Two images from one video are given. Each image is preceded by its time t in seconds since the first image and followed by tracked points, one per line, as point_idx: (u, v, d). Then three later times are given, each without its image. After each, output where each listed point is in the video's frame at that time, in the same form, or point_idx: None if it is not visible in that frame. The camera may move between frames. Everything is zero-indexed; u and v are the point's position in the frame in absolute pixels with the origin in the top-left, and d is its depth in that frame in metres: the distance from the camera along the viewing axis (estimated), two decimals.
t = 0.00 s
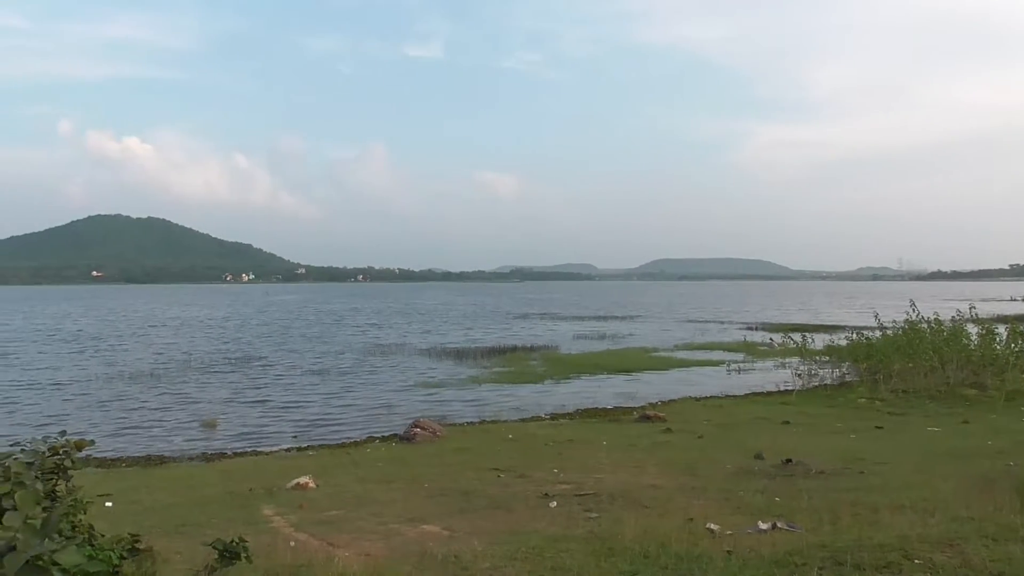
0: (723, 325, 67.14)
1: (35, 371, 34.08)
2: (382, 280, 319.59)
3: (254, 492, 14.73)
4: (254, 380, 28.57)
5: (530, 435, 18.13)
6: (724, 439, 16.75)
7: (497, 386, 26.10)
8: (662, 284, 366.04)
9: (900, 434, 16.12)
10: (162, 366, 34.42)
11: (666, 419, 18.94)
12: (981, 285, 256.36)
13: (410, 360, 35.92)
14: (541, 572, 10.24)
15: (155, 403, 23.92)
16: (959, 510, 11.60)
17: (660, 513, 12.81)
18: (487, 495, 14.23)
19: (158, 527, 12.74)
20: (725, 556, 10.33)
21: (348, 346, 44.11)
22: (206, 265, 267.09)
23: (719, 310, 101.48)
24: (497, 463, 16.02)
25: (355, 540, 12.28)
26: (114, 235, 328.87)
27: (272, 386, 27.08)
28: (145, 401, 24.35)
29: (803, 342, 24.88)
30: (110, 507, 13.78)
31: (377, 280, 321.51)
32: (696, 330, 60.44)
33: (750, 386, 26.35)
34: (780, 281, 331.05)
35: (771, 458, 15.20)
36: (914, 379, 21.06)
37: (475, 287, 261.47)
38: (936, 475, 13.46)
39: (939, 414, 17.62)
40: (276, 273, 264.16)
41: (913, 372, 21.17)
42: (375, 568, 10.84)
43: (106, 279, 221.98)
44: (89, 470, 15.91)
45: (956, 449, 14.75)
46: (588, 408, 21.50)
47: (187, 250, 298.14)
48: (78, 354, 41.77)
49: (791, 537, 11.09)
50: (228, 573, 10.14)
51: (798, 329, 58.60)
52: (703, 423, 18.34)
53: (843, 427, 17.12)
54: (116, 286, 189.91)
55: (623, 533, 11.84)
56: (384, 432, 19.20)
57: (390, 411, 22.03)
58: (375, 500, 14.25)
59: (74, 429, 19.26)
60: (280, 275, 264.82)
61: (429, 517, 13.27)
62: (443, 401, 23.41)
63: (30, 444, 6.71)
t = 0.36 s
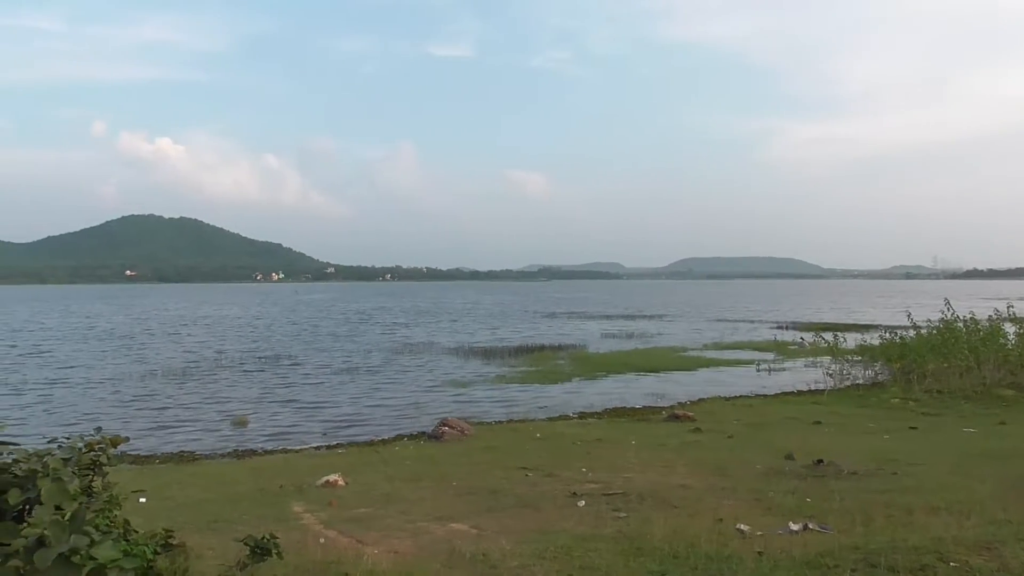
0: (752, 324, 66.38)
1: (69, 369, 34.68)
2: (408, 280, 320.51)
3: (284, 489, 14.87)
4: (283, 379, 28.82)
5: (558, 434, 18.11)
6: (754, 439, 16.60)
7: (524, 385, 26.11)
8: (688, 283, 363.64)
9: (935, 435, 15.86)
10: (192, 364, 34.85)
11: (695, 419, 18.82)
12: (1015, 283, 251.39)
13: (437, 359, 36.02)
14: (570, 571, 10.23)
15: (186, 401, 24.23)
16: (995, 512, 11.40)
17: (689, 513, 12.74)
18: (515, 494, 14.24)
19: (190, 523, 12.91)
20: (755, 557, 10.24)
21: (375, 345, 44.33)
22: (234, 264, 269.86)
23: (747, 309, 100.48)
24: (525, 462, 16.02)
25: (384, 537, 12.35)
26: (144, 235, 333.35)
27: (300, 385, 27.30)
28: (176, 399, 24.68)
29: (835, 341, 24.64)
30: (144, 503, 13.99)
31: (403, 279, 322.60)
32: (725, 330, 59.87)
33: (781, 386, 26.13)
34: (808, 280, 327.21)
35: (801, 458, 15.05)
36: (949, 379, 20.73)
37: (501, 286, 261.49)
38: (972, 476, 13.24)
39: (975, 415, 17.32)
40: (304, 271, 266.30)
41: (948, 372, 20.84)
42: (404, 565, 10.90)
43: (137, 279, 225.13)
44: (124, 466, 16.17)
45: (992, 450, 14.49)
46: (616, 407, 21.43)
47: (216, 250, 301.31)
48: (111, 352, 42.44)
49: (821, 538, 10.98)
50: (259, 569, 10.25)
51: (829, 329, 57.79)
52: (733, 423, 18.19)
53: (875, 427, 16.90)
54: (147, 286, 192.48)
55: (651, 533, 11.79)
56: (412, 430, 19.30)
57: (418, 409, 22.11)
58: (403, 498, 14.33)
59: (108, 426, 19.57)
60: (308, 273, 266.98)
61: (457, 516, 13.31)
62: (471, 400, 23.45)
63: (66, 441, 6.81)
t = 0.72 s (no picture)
0: (781, 324, 65.62)
1: (102, 368, 35.26)
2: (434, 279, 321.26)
3: (313, 487, 14.98)
4: (312, 378, 29.04)
5: (585, 434, 18.06)
6: (784, 440, 16.42)
7: (551, 385, 26.05)
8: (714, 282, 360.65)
9: (970, 436, 15.58)
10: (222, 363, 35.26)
11: (724, 419, 18.65)
12: None
13: (464, 358, 36.06)
14: (598, 571, 10.20)
15: (215, 399, 24.51)
16: None
17: (718, 513, 12.63)
18: (542, 494, 14.22)
19: (221, 520, 13.05)
20: (786, 559, 10.13)
21: (401, 345, 44.52)
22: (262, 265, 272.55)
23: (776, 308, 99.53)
24: (553, 462, 16.01)
25: (412, 536, 12.40)
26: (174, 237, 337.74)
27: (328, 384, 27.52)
28: (206, 397, 24.98)
29: (867, 341, 24.32)
30: (176, 500, 14.17)
31: (428, 278, 323.60)
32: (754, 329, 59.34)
33: (812, 386, 25.84)
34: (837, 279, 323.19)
35: (833, 459, 14.86)
36: (985, 379, 20.34)
37: (526, 285, 261.39)
38: (1009, 478, 12.98)
39: (1012, 416, 16.98)
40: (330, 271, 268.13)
41: (984, 372, 20.45)
42: (432, 563, 10.93)
43: (168, 279, 228.21)
44: (157, 463, 16.41)
45: None
46: (643, 407, 21.31)
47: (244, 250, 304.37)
48: (142, 351, 43.06)
49: (854, 540, 10.83)
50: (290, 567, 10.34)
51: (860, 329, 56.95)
52: (762, 424, 18.00)
53: (909, 428, 16.63)
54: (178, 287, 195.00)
55: (680, 533, 11.70)
56: (440, 429, 19.35)
57: (445, 408, 22.16)
58: (431, 496, 14.37)
59: (140, 424, 19.87)
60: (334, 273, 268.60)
61: (485, 515, 13.33)
62: (497, 399, 23.46)
63: (102, 436, 6.84)
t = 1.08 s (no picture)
0: (817, 324, 64.71)
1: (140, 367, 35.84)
2: (464, 279, 322.09)
3: (347, 485, 15.08)
4: (346, 378, 29.22)
5: (619, 435, 17.97)
6: (822, 442, 16.19)
7: (584, 385, 25.97)
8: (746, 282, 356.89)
9: (1015, 439, 15.24)
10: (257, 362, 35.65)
11: (760, 420, 18.45)
12: None
13: (496, 358, 36.07)
14: (634, 572, 10.13)
15: (251, 398, 24.79)
16: None
17: (755, 516, 12.49)
18: (576, 494, 14.17)
19: (258, 517, 13.19)
20: (826, 562, 9.97)
21: (433, 345, 44.67)
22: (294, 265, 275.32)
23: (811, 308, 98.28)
24: (587, 462, 15.96)
25: (446, 535, 12.43)
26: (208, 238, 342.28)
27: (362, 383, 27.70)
28: (241, 396, 25.26)
29: (907, 341, 23.91)
30: (214, 496, 14.36)
31: (459, 279, 324.37)
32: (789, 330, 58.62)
33: (850, 387, 25.50)
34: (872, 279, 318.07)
35: (872, 462, 14.63)
36: None
37: (556, 285, 261.15)
38: None
39: None
40: (361, 271, 270.10)
41: None
42: (467, 563, 10.94)
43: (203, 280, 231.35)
44: (195, 460, 16.64)
45: None
46: (678, 408, 21.17)
47: (277, 250, 307.53)
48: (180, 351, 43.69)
49: (895, 544, 10.63)
50: (327, 565, 10.40)
51: (900, 329, 55.91)
52: (800, 425, 17.77)
53: (950, 430, 16.32)
54: (214, 287, 197.46)
55: (717, 535, 11.59)
56: (474, 429, 19.38)
57: (478, 408, 22.19)
58: (465, 496, 14.40)
59: (178, 422, 20.15)
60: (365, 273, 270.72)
61: (519, 514, 13.31)
62: (531, 399, 23.43)
63: (143, 433, 6.85)
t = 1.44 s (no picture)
0: (852, 324, 63.78)
1: (174, 367, 36.38)
2: (491, 279, 322.61)
3: (378, 485, 15.18)
4: (376, 378, 29.42)
5: (650, 435, 17.88)
6: (856, 444, 15.99)
7: (614, 385, 25.89)
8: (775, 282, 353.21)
9: None
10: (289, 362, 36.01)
11: (793, 421, 18.26)
12: None
13: (525, 359, 36.07)
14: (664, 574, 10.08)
15: (282, 398, 25.04)
16: None
17: (788, 518, 12.36)
18: (607, 495, 14.13)
19: (290, 516, 13.31)
20: (861, 566, 9.83)
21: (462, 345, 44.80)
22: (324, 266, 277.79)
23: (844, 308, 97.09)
24: (616, 462, 15.91)
25: (477, 535, 12.46)
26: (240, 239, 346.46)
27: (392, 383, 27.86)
28: (273, 396, 25.52)
29: (944, 342, 23.53)
30: (247, 495, 14.53)
31: (486, 278, 324.91)
32: (823, 330, 57.89)
33: (886, 388, 25.16)
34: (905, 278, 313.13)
35: (908, 464, 14.41)
36: None
37: (584, 285, 260.58)
38: None
39: None
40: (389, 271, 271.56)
41: None
42: (497, 563, 10.96)
43: (235, 280, 234.31)
44: (229, 458, 16.87)
45: None
46: (709, 408, 21.02)
47: (307, 251, 310.43)
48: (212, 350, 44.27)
49: (933, 548, 10.46)
50: (359, 564, 10.47)
51: (937, 329, 54.95)
52: (834, 426, 17.55)
53: (989, 432, 16.01)
54: (245, 288, 199.85)
55: (749, 537, 11.48)
56: (503, 429, 19.41)
57: (508, 409, 22.21)
58: (494, 496, 14.43)
59: (211, 421, 20.41)
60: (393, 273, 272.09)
61: (549, 515, 13.30)
62: (560, 399, 23.40)
63: (177, 432, 6.86)
